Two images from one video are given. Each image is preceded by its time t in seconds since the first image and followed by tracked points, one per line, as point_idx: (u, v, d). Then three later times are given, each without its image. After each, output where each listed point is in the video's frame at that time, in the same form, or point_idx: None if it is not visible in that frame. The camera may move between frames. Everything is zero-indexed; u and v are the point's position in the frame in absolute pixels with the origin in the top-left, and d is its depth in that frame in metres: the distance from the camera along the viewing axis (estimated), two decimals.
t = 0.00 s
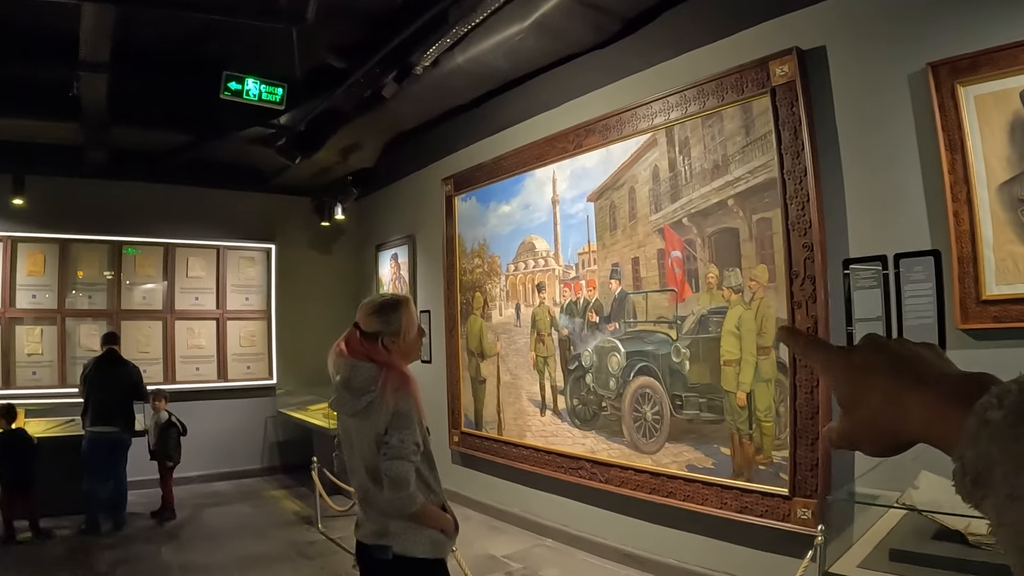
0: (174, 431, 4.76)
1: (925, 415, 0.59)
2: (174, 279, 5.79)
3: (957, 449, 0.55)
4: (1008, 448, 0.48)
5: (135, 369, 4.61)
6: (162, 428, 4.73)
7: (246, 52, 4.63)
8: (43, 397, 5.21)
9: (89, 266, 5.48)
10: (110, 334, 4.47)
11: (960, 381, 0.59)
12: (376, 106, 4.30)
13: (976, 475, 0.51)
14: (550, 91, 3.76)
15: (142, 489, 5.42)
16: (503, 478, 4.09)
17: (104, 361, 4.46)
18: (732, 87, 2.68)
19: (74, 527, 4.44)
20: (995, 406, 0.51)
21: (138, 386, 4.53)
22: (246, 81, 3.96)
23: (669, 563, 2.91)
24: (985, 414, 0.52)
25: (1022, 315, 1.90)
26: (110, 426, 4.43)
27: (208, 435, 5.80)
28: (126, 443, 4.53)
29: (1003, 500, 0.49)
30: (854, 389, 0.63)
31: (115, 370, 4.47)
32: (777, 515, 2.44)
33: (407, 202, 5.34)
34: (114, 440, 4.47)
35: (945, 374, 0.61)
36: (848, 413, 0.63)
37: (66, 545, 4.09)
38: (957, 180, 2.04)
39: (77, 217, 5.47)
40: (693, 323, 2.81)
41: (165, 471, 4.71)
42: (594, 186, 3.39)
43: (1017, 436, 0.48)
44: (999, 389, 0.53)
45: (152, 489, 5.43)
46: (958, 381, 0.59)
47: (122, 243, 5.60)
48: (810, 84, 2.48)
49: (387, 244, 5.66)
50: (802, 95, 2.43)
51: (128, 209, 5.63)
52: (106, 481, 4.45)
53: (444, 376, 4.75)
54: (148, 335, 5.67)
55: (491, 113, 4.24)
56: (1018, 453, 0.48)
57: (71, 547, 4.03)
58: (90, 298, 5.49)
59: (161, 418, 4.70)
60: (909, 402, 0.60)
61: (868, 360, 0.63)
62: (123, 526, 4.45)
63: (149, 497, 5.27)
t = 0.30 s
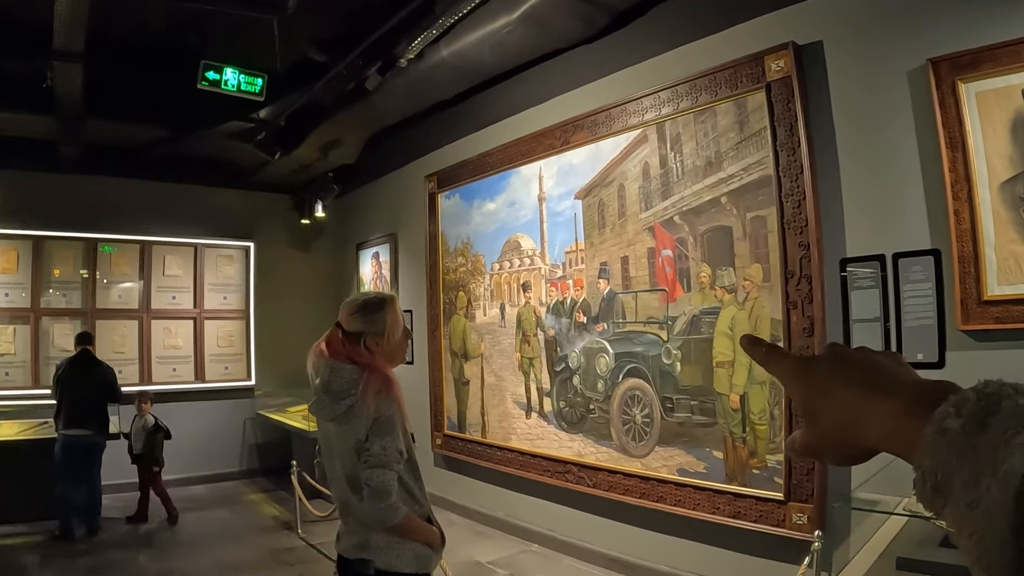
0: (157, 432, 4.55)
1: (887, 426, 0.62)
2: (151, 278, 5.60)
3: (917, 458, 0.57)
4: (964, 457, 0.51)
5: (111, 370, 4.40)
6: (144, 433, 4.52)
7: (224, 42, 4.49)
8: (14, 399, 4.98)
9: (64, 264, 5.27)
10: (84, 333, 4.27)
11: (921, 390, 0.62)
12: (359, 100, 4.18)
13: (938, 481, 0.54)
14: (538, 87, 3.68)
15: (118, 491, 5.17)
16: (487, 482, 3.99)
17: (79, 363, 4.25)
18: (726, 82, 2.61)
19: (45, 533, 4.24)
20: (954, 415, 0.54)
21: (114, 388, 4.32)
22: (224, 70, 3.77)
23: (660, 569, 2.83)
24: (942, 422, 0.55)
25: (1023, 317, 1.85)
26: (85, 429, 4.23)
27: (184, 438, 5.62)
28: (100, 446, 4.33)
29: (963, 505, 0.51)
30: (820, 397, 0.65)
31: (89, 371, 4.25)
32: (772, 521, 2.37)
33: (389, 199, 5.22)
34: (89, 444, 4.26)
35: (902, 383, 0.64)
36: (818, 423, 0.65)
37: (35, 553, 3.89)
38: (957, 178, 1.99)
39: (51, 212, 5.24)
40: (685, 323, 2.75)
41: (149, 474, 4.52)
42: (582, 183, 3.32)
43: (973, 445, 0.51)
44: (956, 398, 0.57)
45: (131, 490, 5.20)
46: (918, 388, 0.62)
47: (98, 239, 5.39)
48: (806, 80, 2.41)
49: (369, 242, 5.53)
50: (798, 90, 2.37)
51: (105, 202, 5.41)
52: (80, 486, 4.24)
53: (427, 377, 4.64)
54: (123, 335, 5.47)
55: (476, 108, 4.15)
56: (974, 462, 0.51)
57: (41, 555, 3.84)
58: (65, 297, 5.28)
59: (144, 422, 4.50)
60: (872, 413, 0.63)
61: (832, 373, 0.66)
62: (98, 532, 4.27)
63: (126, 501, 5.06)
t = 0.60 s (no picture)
0: (140, 431, 4.36)
1: (888, 423, 0.65)
2: (122, 272, 5.33)
3: (918, 456, 0.59)
4: (971, 459, 0.52)
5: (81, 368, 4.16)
6: (134, 433, 4.33)
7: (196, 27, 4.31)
8: None
9: (33, 258, 4.95)
10: (53, 328, 4.01)
11: (920, 387, 0.65)
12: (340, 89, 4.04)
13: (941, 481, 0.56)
14: (522, 78, 3.59)
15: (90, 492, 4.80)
16: (467, 482, 3.90)
17: (46, 359, 4.00)
18: (718, 74, 2.56)
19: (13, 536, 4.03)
20: (959, 414, 0.55)
21: (82, 386, 4.09)
22: (200, 53, 3.48)
23: (647, 571, 2.77)
24: (946, 421, 0.56)
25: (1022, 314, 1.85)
26: (53, 428, 4.00)
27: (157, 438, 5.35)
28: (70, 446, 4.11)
29: (970, 505, 0.52)
30: (816, 395, 0.70)
31: (58, 368, 4.02)
32: (764, 521, 2.33)
33: (366, 191, 5.09)
34: (55, 445, 4.03)
35: (902, 379, 0.68)
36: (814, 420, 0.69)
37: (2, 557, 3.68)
38: (955, 173, 1.97)
39: (17, 201, 4.88)
40: (674, 320, 2.69)
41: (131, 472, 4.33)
42: (568, 176, 3.24)
43: (979, 445, 0.52)
44: (961, 395, 0.58)
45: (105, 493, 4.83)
46: (916, 386, 0.66)
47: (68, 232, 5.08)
48: (800, 72, 2.37)
49: (346, 236, 5.37)
50: (793, 83, 2.32)
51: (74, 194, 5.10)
52: (48, 486, 4.04)
53: (405, 375, 4.52)
54: (93, 332, 5.19)
55: (458, 100, 4.06)
56: (981, 462, 0.52)
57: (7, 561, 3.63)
58: (35, 292, 4.96)
59: (132, 422, 4.30)
60: (873, 410, 0.67)
61: (832, 373, 0.70)
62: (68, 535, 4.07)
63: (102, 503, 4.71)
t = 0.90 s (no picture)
0: (120, 438, 3.46)
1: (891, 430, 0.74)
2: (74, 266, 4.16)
3: (924, 472, 0.67)
4: (975, 472, 0.60)
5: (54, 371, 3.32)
6: (117, 439, 3.43)
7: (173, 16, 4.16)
8: None
9: None
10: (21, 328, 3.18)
11: (924, 401, 0.75)
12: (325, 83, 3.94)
13: (945, 500, 0.63)
14: (510, 75, 3.53)
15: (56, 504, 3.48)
16: (452, 488, 3.79)
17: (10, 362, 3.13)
18: (717, 71, 2.52)
19: None
20: (964, 428, 0.64)
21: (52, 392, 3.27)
22: (182, 42, 3.12)
23: None
24: (953, 434, 0.65)
25: None
26: (22, 436, 3.26)
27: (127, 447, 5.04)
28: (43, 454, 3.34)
29: (970, 525, 0.60)
30: (820, 398, 0.81)
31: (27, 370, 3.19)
32: (764, 527, 2.30)
33: (333, 191, 4.88)
34: (26, 453, 3.29)
35: (908, 392, 0.78)
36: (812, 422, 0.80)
37: None
38: (958, 175, 1.98)
39: None
40: (670, 322, 2.64)
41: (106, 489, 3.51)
42: (558, 175, 3.18)
43: (984, 460, 0.60)
44: (968, 408, 0.66)
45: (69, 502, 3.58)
46: (921, 398, 0.75)
47: None
48: (801, 70, 2.35)
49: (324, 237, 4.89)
50: (794, 81, 2.30)
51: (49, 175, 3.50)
52: (18, 497, 3.27)
53: (387, 379, 4.38)
54: (63, 334, 3.38)
55: (443, 97, 3.98)
56: (984, 476, 0.59)
57: None
58: None
59: (115, 429, 3.39)
60: (874, 419, 0.77)
61: (838, 381, 0.80)
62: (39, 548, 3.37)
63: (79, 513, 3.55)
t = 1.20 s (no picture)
0: (99, 441, 3.16)
1: (895, 478, 0.56)
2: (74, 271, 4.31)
3: (932, 527, 0.52)
4: (993, 528, 0.46)
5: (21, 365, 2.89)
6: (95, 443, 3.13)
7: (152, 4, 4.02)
8: None
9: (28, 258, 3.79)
10: None
11: (934, 442, 0.55)
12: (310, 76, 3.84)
13: (960, 557, 0.48)
14: (499, 70, 3.47)
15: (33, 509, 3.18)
16: (436, 492, 3.70)
17: None
18: (715, 68, 2.50)
19: None
20: (981, 478, 0.49)
21: (23, 393, 2.85)
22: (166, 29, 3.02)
23: None
24: (967, 487, 0.50)
25: None
26: None
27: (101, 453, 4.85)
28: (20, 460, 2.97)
29: None
30: (812, 442, 0.61)
31: None
32: (762, 529, 2.30)
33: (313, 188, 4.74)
34: None
35: (911, 433, 0.58)
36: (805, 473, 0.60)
37: None
38: (960, 175, 2.00)
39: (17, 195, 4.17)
40: (665, 322, 2.61)
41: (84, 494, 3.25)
42: (549, 173, 3.13)
43: (1003, 515, 0.46)
44: (982, 455, 0.51)
45: (46, 507, 3.28)
46: (924, 440, 0.56)
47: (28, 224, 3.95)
48: (800, 69, 2.34)
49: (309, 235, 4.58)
50: (794, 79, 2.29)
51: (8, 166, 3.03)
52: None
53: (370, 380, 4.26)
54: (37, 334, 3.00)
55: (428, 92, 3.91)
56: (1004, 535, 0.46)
57: None
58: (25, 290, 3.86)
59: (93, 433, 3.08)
60: (875, 466, 0.57)
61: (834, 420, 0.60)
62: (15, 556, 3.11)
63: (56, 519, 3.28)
